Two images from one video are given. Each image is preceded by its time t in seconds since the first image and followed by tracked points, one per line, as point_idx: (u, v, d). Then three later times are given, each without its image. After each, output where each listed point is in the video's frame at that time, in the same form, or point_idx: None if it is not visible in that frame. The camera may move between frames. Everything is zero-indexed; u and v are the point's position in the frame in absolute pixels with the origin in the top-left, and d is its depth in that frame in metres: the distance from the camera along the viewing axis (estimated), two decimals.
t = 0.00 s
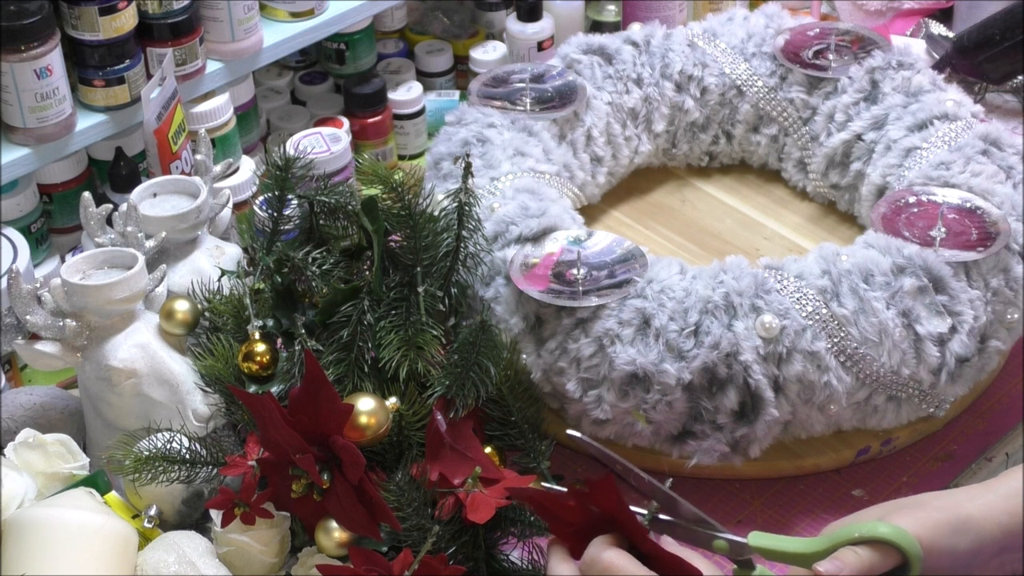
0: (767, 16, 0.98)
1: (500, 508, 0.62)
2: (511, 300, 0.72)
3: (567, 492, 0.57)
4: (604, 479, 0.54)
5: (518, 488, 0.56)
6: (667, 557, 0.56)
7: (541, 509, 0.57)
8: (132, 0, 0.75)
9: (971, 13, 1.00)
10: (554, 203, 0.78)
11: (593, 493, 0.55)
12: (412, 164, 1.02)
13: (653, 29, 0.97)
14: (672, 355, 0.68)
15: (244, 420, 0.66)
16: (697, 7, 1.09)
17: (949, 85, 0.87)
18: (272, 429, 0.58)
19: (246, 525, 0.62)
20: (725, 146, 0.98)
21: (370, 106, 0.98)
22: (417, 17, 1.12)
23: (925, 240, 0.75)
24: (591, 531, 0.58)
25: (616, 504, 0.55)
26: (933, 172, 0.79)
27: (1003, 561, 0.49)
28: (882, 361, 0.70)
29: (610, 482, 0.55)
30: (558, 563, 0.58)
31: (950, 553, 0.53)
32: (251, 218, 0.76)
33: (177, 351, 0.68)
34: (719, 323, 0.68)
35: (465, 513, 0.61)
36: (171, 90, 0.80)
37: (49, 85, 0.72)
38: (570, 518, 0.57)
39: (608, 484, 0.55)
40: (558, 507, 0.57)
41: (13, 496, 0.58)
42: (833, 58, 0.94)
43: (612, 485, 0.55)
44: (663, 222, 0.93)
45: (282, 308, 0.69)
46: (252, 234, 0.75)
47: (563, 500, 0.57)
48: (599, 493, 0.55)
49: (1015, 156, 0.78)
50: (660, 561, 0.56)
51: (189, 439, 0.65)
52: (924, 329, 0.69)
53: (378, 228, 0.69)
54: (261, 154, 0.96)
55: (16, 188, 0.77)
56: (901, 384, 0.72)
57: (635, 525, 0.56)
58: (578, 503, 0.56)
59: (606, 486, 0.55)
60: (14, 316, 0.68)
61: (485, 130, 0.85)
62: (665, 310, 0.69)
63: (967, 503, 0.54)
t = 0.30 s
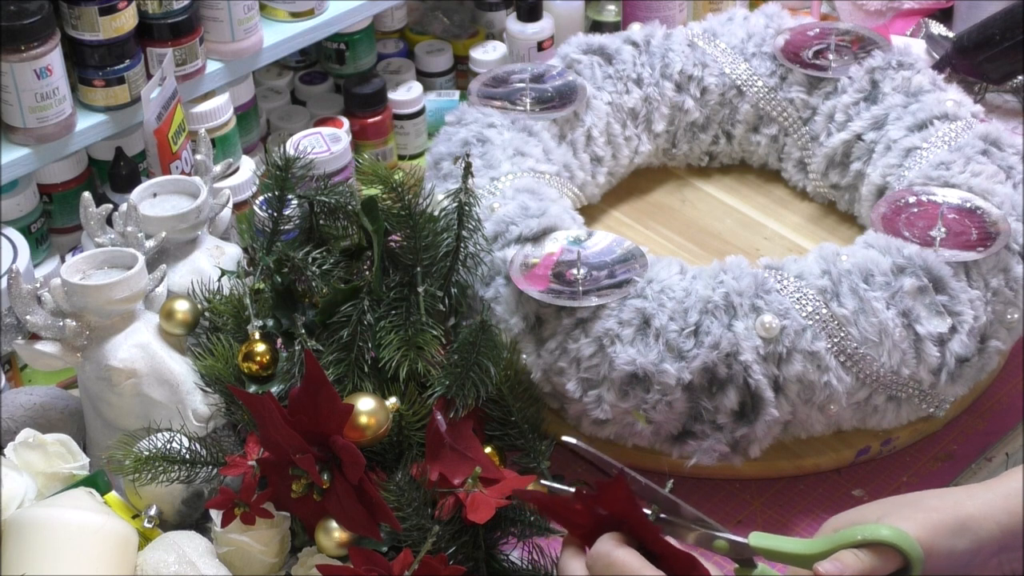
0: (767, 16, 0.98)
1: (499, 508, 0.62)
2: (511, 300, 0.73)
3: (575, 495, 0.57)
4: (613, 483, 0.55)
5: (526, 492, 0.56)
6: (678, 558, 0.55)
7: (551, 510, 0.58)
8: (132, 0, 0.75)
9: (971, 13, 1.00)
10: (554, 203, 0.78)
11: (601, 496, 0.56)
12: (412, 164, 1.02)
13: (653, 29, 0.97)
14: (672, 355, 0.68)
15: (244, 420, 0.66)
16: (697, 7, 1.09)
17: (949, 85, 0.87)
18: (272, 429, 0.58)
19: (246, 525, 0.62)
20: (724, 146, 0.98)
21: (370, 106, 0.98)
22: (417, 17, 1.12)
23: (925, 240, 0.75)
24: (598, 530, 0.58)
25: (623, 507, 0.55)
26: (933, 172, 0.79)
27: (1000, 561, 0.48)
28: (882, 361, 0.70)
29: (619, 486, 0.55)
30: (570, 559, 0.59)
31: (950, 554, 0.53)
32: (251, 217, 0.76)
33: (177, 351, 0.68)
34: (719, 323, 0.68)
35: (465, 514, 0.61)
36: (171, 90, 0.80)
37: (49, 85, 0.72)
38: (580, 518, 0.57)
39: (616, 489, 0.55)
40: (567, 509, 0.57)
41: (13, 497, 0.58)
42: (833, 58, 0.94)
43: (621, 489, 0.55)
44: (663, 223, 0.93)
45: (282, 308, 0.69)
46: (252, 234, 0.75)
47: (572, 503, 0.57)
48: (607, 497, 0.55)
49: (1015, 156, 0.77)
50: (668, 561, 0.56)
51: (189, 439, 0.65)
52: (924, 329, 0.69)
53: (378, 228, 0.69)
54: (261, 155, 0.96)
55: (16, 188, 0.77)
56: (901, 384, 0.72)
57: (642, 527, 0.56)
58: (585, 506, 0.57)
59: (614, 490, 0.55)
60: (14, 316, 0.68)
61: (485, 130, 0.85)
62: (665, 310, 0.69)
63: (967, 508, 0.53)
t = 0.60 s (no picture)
0: (767, 16, 0.98)
1: (499, 508, 0.62)
2: (511, 300, 0.73)
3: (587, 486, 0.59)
4: (628, 474, 0.56)
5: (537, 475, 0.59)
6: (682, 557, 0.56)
7: (560, 502, 0.61)
8: (132, 0, 0.75)
9: (971, 13, 1.00)
10: (554, 203, 0.78)
11: (613, 489, 0.57)
12: (412, 164, 1.02)
13: (653, 29, 0.97)
14: (672, 355, 0.68)
15: (244, 420, 0.66)
16: (697, 7, 1.09)
17: (949, 85, 0.87)
18: (272, 429, 0.59)
19: (246, 525, 0.62)
20: (725, 146, 0.98)
21: (370, 106, 0.98)
22: (417, 17, 1.12)
23: (925, 240, 0.75)
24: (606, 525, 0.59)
25: (636, 499, 0.57)
26: (933, 172, 0.79)
27: (1006, 561, 0.50)
28: (882, 361, 0.70)
29: (634, 478, 0.56)
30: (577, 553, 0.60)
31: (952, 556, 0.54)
32: (251, 217, 0.76)
33: (177, 351, 0.68)
34: (719, 323, 0.68)
35: (465, 513, 0.61)
36: (171, 90, 0.80)
37: (49, 85, 0.72)
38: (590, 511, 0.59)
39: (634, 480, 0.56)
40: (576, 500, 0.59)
41: (13, 497, 0.58)
42: (833, 58, 0.94)
43: (635, 480, 0.56)
44: (663, 223, 0.93)
45: (282, 308, 0.69)
46: (252, 234, 0.75)
47: (582, 495, 0.59)
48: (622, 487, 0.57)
49: (1015, 156, 0.78)
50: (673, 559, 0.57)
51: (189, 439, 0.65)
52: (924, 329, 0.69)
53: (378, 228, 0.69)
54: (261, 155, 0.96)
55: (16, 188, 0.77)
56: (901, 384, 0.72)
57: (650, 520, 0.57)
58: (593, 498, 0.59)
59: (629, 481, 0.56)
60: (14, 316, 0.68)
61: (485, 130, 0.85)
62: (665, 310, 0.69)
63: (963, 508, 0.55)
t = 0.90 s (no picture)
0: (767, 16, 0.98)
1: (499, 508, 0.62)
2: (511, 300, 0.73)
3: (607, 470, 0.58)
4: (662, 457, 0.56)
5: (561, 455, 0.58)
6: (689, 549, 0.56)
7: (572, 487, 0.59)
8: (132, 1, 0.75)
9: (971, 13, 1.00)
10: (554, 203, 0.78)
11: (638, 471, 0.57)
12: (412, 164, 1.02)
13: (653, 29, 0.97)
14: (672, 355, 0.68)
15: (244, 420, 0.66)
16: (697, 7, 1.09)
17: (949, 85, 0.87)
18: (272, 429, 0.59)
19: (246, 525, 0.62)
20: (725, 146, 0.98)
21: (370, 106, 0.98)
22: (417, 17, 1.12)
23: (925, 240, 0.75)
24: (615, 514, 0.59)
25: (664, 484, 0.56)
26: (933, 172, 0.79)
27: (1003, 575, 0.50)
28: (882, 361, 0.70)
29: (668, 461, 0.56)
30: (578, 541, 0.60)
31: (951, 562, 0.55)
32: (251, 218, 0.76)
33: (177, 351, 0.69)
34: (719, 323, 0.68)
35: (465, 513, 0.61)
36: (171, 90, 0.80)
37: (49, 85, 0.72)
38: (605, 497, 0.58)
39: (668, 458, 0.56)
40: (593, 486, 0.58)
41: (13, 497, 0.58)
42: (833, 58, 0.94)
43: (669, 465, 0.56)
44: (663, 223, 0.93)
45: (282, 308, 0.69)
46: (252, 234, 0.75)
47: (600, 481, 0.58)
48: (652, 467, 0.56)
49: (1015, 156, 0.78)
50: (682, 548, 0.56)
51: (189, 439, 0.65)
52: (924, 329, 0.69)
53: (378, 228, 0.69)
54: (261, 155, 0.96)
55: (16, 188, 0.77)
56: (901, 384, 0.72)
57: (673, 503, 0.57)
58: (612, 483, 0.58)
59: (663, 460, 0.56)
60: (14, 316, 0.68)
61: (485, 130, 0.85)
62: (665, 310, 0.69)
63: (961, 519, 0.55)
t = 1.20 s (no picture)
0: (767, 16, 0.98)
1: (499, 508, 0.62)
2: (511, 300, 0.73)
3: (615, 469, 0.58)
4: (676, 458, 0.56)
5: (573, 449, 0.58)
6: (681, 558, 0.56)
7: (575, 481, 0.59)
8: (132, 0, 0.75)
9: (971, 13, 1.00)
10: (555, 203, 0.78)
11: (648, 471, 0.57)
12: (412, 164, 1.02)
13: (653, 29, 0.97)
14: (672, 355, 0.68)
15: (244, 420, 0.66)
16: (697, 7, 1.10)
17: (949, 85, 0.87)
18: (272, 429, 0.59)
19: (246, 525, 0.62)
20: (725, 146, 0.98)
21: (370, 106, 0.98)
22: (417, 17, 1.12)
23: (925, 240, 0.75)
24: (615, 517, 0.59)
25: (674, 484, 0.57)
26: (933, 172, 0.79)
27: None
28: (882, 361, 0.70)
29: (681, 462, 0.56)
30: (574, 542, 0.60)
31: None
32: (251, 217, 0.76)
33: (177, 351, 0.69)
34: (719, 323, 0.68)
35: (465, 514, 0.61)
36: (171, 90, 0.80)
37: (49, 85, 0.72)
38: (609, 497, 0.58)
39: (679, 463, 0.56)
40: (598, 483, 0.58)
41: (13, 497, 0.58)
42: (833, 58, 0.94)
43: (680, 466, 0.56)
44: (663, 223, 0.93)
45: (282, 308, 0.69)
46: (252, 234, 0.75)
47: (605, 478, 0.58)
48: (663, 471, 0.56)
49: (1015, 156, 0.78)
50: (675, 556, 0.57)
51: (189, 439, 0.65)
52: (924, 329, 0.69)
53: (378, 228, 0.69)
54: (261, 155, 0.96)
55: (16, 188, 0.77)
56: (901, 384, 0.72)
57: (678, 507, 0.57)
58: (618, 482, 0.58)
59: (674, 465, 0.56)
60: (15, 316, 0.68)
61: (485, 130, 0.85)
62: (665, 310, 0.69)
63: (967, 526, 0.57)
